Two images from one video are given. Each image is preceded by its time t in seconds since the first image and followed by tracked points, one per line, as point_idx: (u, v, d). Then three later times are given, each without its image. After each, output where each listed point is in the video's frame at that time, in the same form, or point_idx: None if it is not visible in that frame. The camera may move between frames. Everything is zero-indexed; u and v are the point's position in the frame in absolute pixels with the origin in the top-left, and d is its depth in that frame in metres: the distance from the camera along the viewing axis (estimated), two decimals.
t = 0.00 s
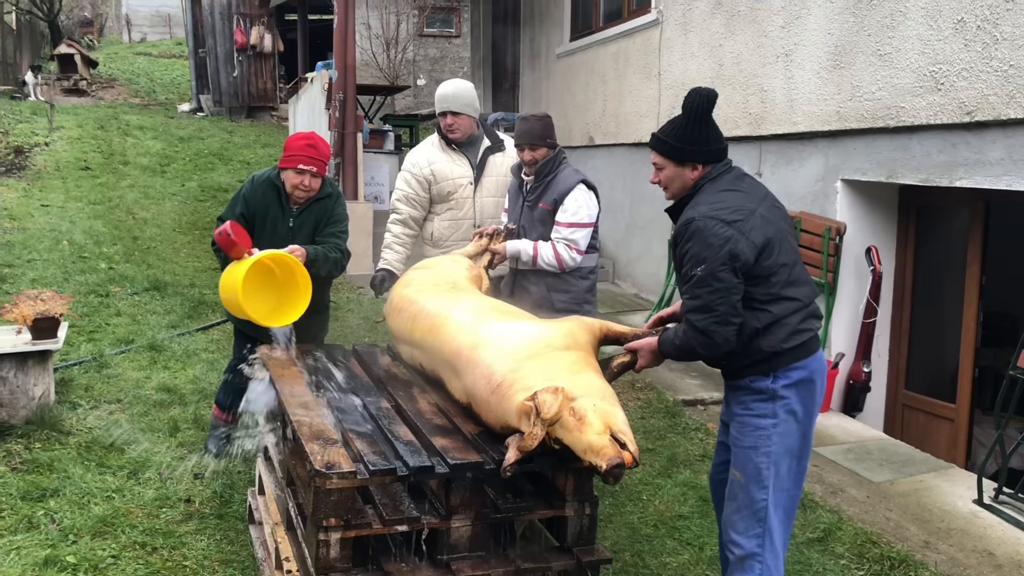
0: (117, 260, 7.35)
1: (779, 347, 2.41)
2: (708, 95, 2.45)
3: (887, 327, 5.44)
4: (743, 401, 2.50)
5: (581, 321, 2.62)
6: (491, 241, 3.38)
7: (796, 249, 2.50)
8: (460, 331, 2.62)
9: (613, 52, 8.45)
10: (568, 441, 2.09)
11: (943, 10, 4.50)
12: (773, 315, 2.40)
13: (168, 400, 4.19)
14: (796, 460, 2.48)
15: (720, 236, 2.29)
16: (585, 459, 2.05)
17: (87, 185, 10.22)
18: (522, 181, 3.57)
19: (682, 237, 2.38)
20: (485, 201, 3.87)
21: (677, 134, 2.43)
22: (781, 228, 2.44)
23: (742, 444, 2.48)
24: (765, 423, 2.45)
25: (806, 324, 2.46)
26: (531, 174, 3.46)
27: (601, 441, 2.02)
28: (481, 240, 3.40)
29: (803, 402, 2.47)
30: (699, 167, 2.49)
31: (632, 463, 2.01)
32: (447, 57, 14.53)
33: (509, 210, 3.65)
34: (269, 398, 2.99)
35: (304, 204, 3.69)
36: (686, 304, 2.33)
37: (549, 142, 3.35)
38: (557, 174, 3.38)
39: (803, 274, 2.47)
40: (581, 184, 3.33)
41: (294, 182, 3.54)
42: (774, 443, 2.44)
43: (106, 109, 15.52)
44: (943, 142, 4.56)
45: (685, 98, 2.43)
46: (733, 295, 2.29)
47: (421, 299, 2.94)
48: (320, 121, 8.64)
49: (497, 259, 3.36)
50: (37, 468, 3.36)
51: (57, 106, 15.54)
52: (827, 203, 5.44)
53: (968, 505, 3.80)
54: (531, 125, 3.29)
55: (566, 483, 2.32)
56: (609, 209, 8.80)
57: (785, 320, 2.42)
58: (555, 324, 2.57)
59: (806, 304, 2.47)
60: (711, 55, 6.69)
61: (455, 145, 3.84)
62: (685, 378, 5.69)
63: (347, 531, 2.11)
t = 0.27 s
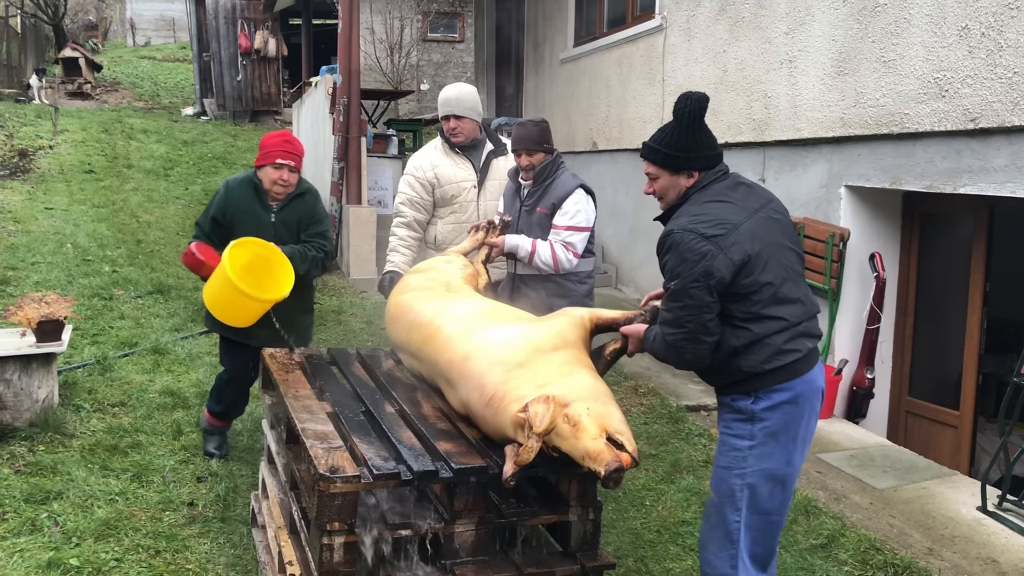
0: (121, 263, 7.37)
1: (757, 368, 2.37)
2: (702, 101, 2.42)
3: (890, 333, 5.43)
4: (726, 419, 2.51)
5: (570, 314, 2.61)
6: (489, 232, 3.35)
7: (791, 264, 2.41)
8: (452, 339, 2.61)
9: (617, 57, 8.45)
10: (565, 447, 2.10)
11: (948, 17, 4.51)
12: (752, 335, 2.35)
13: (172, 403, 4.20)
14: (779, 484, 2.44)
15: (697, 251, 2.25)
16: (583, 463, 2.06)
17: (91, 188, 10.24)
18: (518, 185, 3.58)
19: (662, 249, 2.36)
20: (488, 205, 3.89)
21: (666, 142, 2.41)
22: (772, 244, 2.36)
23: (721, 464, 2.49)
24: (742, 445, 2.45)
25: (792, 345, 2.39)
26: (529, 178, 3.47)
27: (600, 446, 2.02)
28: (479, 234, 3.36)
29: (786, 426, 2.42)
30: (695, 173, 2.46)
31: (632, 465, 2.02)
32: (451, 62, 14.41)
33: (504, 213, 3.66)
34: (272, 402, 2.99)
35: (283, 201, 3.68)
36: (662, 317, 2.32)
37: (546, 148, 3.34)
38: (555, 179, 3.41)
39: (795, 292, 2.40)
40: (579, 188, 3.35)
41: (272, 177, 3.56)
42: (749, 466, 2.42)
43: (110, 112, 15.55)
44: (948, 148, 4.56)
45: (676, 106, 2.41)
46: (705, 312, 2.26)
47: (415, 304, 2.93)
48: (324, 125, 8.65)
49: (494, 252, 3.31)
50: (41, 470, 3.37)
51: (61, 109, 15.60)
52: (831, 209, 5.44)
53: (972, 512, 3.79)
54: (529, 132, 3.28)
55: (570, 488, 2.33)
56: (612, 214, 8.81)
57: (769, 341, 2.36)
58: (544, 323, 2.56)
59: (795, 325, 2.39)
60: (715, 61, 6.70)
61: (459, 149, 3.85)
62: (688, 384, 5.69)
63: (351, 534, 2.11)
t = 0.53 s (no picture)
0: (122, 265, 7.37)
1: (743, 386, 2.32)
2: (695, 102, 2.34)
3: (892, 339, 5.42)
4: (711, 438, 2.47)
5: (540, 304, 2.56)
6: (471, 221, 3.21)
7: (781, 277, 2.36)
8: (431, 345, 2.57)
9: (619, 61, 8.47)
10: (555, 451, 2.08)
11: (951, 23, 4.51)
12: (739, 350, 2.30)
13: (172, 405, 4.20)
14: (766, 502, 2.39)
15: (686, 265, 2.18)
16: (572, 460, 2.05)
17: (92, 189, 10.25)
18: (502, 187, 3.59)
19: (650, 259, 2.28)
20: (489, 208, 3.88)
21: (658, 146, 2.33)
22: (763, 258, 2.30)
23: (709, 483, 2.45)
24: (728, 464, 2.40)
25: (781, 360, 2.33)
26: (513, 180, 3.48)
27: (589, 444, 2.01)
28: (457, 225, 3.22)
29: (773, 443, 2.37)
30: (689, 180, 2.40)
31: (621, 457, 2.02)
32: (453, 65, 14.69)
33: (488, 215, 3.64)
34: (274, 403, 2.99)
35: (253, 189, 3.92)
36: (643, 326, 2.26)
37: (529, 150, 3.35)
38: (540, 180, 3.43)
39: (784, 307, 2.35)
40: (564, 187, 3.37)
41: (238, 167, 3.77)
42: (737, 485, 2.38)
43: (112, 114, 15.58)
44: (950, 154, 4.56)
45: (669, 107, 2.32)
46: (690, 327, 2.20)
47: (393, 310, 2.87)
48: (326, 127, 8.67)
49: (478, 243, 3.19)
50: (41, 471, 3.36)
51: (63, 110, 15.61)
52: (833, 214, 5.44)
53: (973, 518, 3.78)
54: (513, 133, 3.28)
55: (571, 491, 2.32)
56: (613, 218, 8.82)
57: (755, 357, 2.31)
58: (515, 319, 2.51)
59: (784, 340, 2.34)
60: (717, 65, 6.71)
61: (459, 151, 3.87)
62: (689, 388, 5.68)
63: (353, 538, 2.11)
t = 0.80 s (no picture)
0: (123, 264, 7.37)
1: (723, 395, 2.26)
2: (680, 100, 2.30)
3: (891, 343, 5.43)
4: (696, 450, 2.39)
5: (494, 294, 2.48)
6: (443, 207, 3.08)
7: (762, 285, 2.31)
8: (406, 358, 2.53)
9: (621, 64, 8.48)
10: (541, 448, 2.08)
11: (953, 28, 4.52)
12: (717, 358, 2.24)
13: (172, 405, 4.20)
14: (754, 512, 2.32)
15: (663, 271, 2.13)
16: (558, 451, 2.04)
17: (93, 189, 10.26)
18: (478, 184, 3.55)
19: (627, 260, 2.22)
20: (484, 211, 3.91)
21: (639, 142, 2.28)
22: (742, 265, 2.26)
23: (697, 495, 2.36)
24: (716, 474, 2.33)
25: (762, 367, 2.28)
26: (490, 177, 3.45)
27: (569, 435, 1.99)
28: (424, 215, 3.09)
29: (756, 452, 2.30)
30: (672, 180, 2.34)
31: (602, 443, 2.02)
32: (454, 67, 14.72)
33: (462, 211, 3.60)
34: (274, 405, 3.00)
35: (250, 187, 4.00)
36: (615, 325, 2.21)
37: (506, 146, 3.34)
38: (517, 174, 3.41)
39: (765, 314, 2.30)
40: (541, 181, 3.37)
41: (234, 166, 3.82)
42: (727, 495, 2.30)
43: (112, 113, 15.58)
44: (951, 159, 4.57)
45: (653, 103, 2.28)
46: (663, 333, 2.15)
47: (369, 324, 2.84)
48: (327, 128, 8.68)
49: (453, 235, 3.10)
50: (41, 470, 3.36)
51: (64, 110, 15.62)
52: (834, 218, 5.45)
53: (973, 523, 3.78)
54: (490, 129, 3.26)
55: (572, 494, 2.32)
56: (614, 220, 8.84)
57: (734, 365, 2.25)
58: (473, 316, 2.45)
59: (764, 349, 2.29)
60: (719, 69, 6.72)
61: (455, 152, 3.92)
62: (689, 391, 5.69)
63: (353, 539, 2.10)
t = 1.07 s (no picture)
0: (125, 263, 7.38)
1: (704, 392, 2.23)
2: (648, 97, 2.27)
3: (893, 347, 5.43)
4: (682, 455, 2.33)
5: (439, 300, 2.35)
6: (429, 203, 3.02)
7: (737, 284, 2.31)
8: (388, 375, 2.52)
9: (623, 67, 8.49)
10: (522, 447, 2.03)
11: (956, 33, 4.53)
12: (693, 355, 2.22)
13: (174, 404, 4.20)
14: (744, 511, 2.33)
15: (649, 259, 2.09)
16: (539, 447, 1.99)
17: (95, 188, 10.27)
18: (461, 187, 3.52)
19: (609, 250, 2.17)
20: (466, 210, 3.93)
21: (611, 141, 2.25)
22: (722, 263, 2.25)
23: (686, 501, 2.32)
24: (706, 478, 2.29)
25: (743, 364, 2.28)
26: (475, 181, 3.43)
27: (544, 435, 1.94)
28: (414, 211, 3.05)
29: (743, 449, 2.30)
30: (642, 177, 2.30)
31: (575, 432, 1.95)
32: (456, 69, 14.78)
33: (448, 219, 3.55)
34: (277, 404, 3.00)
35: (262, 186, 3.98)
36: (586, 313, 2.12)
37: (491, 151, 3.33)
38: (502, 179, 3.40)
39: (742, 313, 2.30)
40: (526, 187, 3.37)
41: (251, 167, 3.79)
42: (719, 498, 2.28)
43: (115, 112, 15.59)
44: (954, 164, 4.58)
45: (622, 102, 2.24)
46: (645, 323, 2.10)
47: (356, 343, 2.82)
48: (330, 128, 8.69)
49: (434, 236, 3.01)
50: (43, 469, 3.37)
51: (66, 108, 15.64)
52: (836, 222, 5.45)
53: (973, 527, 3.78)
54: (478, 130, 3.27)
55: (573, 495, 2.32)
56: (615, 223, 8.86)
57: (716, 362, 2.23)
58: (427, 328, 2.35)
59: (744, 347, 2.28)
60: (722, 72, 6.73)
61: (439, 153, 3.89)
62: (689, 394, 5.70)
63: (355, 540, 2.10)
